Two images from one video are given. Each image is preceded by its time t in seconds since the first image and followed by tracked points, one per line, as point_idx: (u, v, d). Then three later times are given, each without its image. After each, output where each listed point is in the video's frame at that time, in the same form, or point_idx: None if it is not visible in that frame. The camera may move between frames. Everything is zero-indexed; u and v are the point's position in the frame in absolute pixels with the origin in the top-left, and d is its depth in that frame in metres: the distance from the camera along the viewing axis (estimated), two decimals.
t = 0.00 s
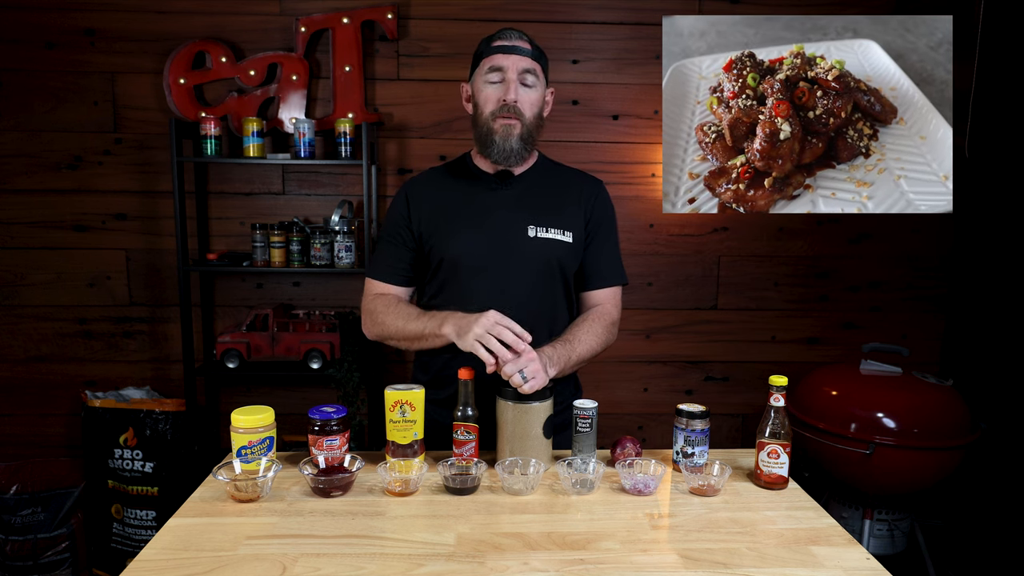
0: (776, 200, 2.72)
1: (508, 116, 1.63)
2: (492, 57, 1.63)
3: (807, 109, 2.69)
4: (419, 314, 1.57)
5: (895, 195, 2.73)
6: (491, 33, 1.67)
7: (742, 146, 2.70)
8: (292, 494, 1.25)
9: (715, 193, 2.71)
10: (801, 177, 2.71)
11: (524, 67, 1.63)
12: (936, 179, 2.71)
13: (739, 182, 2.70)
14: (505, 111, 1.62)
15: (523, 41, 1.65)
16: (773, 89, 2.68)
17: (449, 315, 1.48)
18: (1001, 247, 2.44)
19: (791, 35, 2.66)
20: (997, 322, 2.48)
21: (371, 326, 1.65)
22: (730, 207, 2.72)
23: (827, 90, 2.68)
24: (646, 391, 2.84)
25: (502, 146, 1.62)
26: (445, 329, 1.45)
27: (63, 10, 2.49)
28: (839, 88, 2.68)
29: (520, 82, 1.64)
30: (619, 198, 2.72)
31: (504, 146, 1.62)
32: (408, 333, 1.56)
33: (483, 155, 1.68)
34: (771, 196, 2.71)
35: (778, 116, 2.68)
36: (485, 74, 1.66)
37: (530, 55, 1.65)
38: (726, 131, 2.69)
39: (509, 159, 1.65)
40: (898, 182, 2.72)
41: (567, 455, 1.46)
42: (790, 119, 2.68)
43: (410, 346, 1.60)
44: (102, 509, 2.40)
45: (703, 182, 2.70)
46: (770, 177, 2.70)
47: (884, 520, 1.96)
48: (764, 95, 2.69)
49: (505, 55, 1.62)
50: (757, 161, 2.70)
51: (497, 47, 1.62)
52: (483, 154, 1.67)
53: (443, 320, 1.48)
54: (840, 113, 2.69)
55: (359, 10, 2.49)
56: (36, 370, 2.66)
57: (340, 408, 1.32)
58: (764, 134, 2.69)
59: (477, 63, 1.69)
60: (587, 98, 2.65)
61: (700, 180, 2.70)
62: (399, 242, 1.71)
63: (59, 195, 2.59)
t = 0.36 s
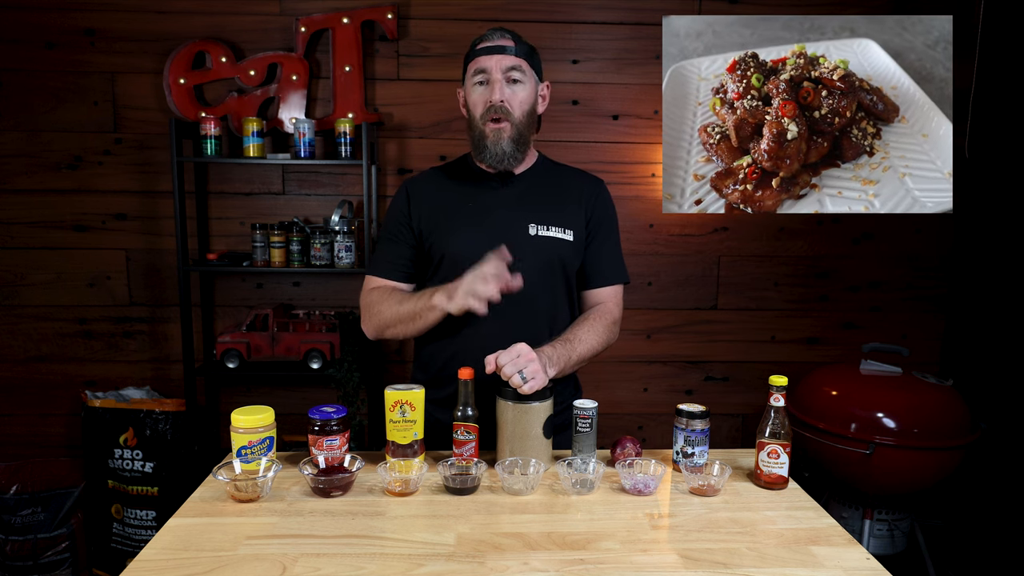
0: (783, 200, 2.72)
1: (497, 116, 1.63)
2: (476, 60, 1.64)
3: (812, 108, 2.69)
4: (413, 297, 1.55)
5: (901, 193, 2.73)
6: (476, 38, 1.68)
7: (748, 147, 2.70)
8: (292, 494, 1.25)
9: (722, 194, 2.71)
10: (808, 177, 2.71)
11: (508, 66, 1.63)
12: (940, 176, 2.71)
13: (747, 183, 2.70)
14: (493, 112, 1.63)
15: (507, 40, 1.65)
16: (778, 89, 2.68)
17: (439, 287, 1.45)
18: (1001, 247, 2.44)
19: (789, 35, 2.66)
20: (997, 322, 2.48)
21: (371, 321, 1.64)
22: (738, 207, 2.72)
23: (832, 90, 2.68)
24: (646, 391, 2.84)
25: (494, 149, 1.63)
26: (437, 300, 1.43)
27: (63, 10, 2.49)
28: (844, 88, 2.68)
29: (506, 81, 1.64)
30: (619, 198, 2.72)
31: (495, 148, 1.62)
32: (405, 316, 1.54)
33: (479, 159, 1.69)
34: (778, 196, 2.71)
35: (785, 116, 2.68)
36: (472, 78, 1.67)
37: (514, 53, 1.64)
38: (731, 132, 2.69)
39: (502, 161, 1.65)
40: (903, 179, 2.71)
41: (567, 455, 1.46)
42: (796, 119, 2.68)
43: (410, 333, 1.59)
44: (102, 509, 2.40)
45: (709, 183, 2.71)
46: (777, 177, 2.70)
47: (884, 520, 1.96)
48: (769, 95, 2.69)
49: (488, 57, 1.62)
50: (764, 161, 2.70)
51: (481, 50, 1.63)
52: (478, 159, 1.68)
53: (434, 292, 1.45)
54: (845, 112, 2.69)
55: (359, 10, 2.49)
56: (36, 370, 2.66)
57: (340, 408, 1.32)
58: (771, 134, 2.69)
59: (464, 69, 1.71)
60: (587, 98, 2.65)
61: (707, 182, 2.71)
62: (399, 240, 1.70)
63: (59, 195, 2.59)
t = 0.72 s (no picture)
0: (790, 201, 2.72)
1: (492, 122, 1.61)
2: (470, 65, 1.62)
3: (818, 108, 2.69)
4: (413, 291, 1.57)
5: (906, 190, 2.73)
6: (469, 42, 1.66)
7: (753, 148, 2.70)
8: (292, 494, 1.25)
9: (729, 195, 2.70)
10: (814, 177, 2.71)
11: (502, 70, 1.61)
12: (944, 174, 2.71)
13: (754, 184, 2.70)
14: (488, 117, 1.61)
15: (500, 43, 1.62)
16: (783, 89, 2.68)
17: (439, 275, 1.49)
18: (1001, 247, 2.44)
19: (786, 35, 2.66)
20: (997, 321, 2.48)
21: (374, 320, 1.64)
22: (745, 208, 2.71)
23: (837, 89, 2.68)
24: (646, 391, 2.84)
25: (490, 154, 1.62)
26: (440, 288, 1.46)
27: (63, 10, 2.49)
28: (849, 87, 2.68)
29: (500, 86, 1.62)
30: (619, 198, 2.72)
31: (491, 154, 1.62)
32: (406, 310, 1.55)
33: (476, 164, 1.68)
34: (785, 196, 2.71)
35: (791, 116, 2.68)
36: (466, 83, 1.65)
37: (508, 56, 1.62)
38: (736, 133, 2.69)
39: (498, 165, 1.64)
40: (907, 177, 2.72)
41: (567, 455, 1.46)
42: (803, 119, 2.68)
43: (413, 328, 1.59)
44: (102, 509, 2.40)
45: (715, 185, 2.70)
46: (784, 177, 2.70)
47: (884, 520, 1.96)
48: (774, 96, 2.69)
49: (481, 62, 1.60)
50: (771, 162, 2.69)
51: (474, 55, 1.61)
52: (474, 163, 1.68)
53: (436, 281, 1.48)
54: (850, 111, 2.69)
55: (359, 10, 2.49)
56: (36, 370, 2.66)
57: (340, 408, 1.32)
58: (778, 135, 2.68)
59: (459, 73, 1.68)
60: (587, 98, 2.65)
61: (713, 184, 2.70)
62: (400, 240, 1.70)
63: (59, 195, 2.59)
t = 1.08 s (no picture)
0: (796, 200, 2.71)
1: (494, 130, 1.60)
2: (472, 71, 1.60)
3: (821, 108, 2.69)
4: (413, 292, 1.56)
5: (910, 188, 2.72)
6: (471, 44, 1.63)
7: (757, 149, 2.70)
8: (292, 494, 1.25)
9: (735, 197, 2.71)
10: (820, 177, 2.71)
11: (504, 77, 1.59)
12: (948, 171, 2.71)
13: (760, 185, 2.70)
14: (490, 125, 1.60)
15: (501, 48, 1.59)
16: (787, 90, 2.68)
17: (440, 278, 1.48)
18: (1001, 247, 2.44)
19: (784, 35, 2.66)
20: (997, 321, 2.48)
21: (375, 321, 1.64)
22: (752, 209, 2.72)
23: (840, 89, 2.68)
24: (646, 391, 2.84)
25: (492, 161, 1.62)
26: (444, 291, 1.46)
27: (63, 10, 2.49)
28: (852, 87, 2.69)
29: (502, 92, 1.60)
30: (619, 198, 2.72)
31: (494, 162, 1.62)
32: (408, 311, 1.55)
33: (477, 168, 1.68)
34: (791, 196, 2.71)
35: (796, 117, 2.68)
36: (468, 88, 1.63)
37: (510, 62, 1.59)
38: (740, 134, 2.69)
39: (501, 171, 1.64)
40: (910, 176, 2.71)
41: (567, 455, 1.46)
42: (808, 119, 2.68)
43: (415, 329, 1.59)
44: (102, 509, 2.39)
45: (720, 187, 2.71)
46: (790, 178, 2.70)
47: (884, 520, 1.96)
48: (778, 97, 2.69)
49: (484, 69, 1.58)
50: (777, 163, 2.69)
51: (476, 61, 1.59)
52: (476, 168, 1.67)
53: (439, 285, 1.47)
54: (854, 110, 2.69)
55: (359, 10, 2.49)
56: (36, 370, 2.66)
57: (340, 408, 1.32)
58: (784, 135, 2.68)
59: (460, 76, 1.66)
60: (587, 98, 2.65)
61: (717, 185, 2.70)
62: (400, 240, 1.70)
63: (59, 195, 2.59)
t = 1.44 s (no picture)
0: (801, 201, 2.72)
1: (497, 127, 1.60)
2: (477, 68, 1.60)
3: (824, 108, 2.69)
4: (405, 288, 1.56)
5: (913, 186, 2.72)
6: (476, 42, 1.63)
7: (759, 151, 2.70)
8: (292, 494, 1.25)
9: (741, 199, 2.71)
10: (824, 177, 2.71)
11: (508, 75, 1.59)
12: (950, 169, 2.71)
13: (765, 186, 2.70)
14: (493, 122, 1.59)
15: (507, 46, 1.59)
16: (790, 91, 2.69)
17: (428, 272, 1.47)
18: (1001, 247, 2.44)
19: (781, 36, 2.66)
20: (997, 321, 2.48)
21: (372, 319, 1.64)
22: (757, 211, 2.72)
23: (842, 89, 2.69)
24: (646, 391, 2.84)
25: (493, 159, 1.62)
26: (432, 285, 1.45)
27: (63, 10, 2.49)
28: (855, 87, 2.69)
29: (506, 90, 1.60)
30: (619, 198, 2.72)
31: (494, 159, 1.61)
32: (400, 307, 1.55)
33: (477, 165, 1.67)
34: (796, 196, 2.71)
35: (800, 117, 2.69)
36: (472, 85, 1.63)
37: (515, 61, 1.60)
38: (743, 136, 2.69)
39: (501, 170, 1.64)
40: (913, 174, 2.71)
41: (567, 455, 1.46)
42: (811, 120, 2.69)
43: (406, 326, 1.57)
44: (102, 509, 2.39)
45: (725, 189, 2.70)
46: (795, 178, 2.71)
47: (884, 520, 1.96)
48: (781, 98, 2.69)
49: (488, 66, 1.58)
50: (782, 163, 2.70)
51: (481, 57, 1.59)
52: (477, 165, 1.67)
53: (427, 278, 1.47)
54: (857, 110, 2.70)
55: (359, 10, 2.49)
56: (36, 370, 2.66)
57: (340, 408, 1.32)
58: (788, 136, 2.69)
59: (465, 73, 1.66)
60: (587, 98, 2.65)
61: (722, 188, 2.70)
62: (401, 239, 1.71)
63: (59, 195, 2.59)
